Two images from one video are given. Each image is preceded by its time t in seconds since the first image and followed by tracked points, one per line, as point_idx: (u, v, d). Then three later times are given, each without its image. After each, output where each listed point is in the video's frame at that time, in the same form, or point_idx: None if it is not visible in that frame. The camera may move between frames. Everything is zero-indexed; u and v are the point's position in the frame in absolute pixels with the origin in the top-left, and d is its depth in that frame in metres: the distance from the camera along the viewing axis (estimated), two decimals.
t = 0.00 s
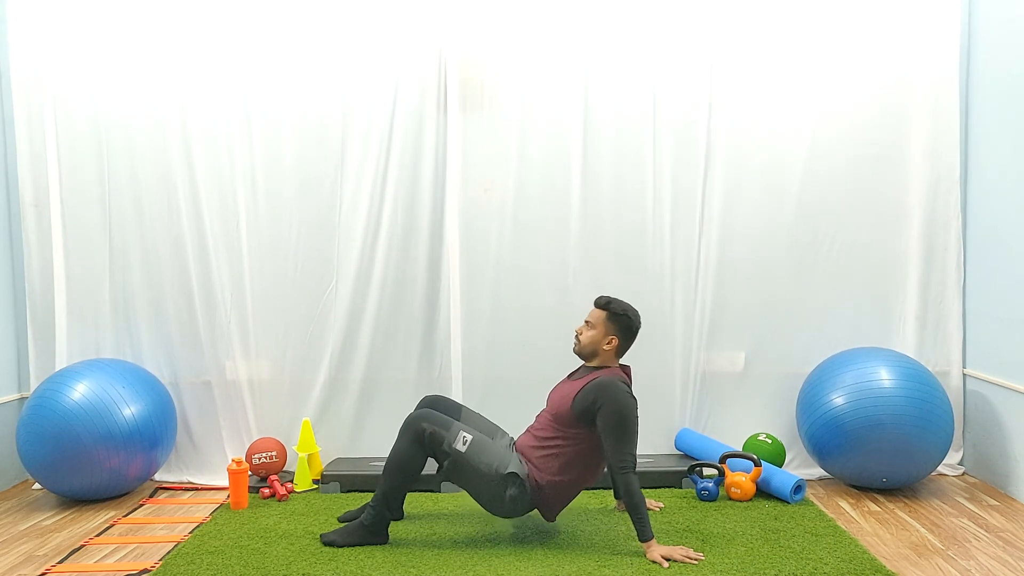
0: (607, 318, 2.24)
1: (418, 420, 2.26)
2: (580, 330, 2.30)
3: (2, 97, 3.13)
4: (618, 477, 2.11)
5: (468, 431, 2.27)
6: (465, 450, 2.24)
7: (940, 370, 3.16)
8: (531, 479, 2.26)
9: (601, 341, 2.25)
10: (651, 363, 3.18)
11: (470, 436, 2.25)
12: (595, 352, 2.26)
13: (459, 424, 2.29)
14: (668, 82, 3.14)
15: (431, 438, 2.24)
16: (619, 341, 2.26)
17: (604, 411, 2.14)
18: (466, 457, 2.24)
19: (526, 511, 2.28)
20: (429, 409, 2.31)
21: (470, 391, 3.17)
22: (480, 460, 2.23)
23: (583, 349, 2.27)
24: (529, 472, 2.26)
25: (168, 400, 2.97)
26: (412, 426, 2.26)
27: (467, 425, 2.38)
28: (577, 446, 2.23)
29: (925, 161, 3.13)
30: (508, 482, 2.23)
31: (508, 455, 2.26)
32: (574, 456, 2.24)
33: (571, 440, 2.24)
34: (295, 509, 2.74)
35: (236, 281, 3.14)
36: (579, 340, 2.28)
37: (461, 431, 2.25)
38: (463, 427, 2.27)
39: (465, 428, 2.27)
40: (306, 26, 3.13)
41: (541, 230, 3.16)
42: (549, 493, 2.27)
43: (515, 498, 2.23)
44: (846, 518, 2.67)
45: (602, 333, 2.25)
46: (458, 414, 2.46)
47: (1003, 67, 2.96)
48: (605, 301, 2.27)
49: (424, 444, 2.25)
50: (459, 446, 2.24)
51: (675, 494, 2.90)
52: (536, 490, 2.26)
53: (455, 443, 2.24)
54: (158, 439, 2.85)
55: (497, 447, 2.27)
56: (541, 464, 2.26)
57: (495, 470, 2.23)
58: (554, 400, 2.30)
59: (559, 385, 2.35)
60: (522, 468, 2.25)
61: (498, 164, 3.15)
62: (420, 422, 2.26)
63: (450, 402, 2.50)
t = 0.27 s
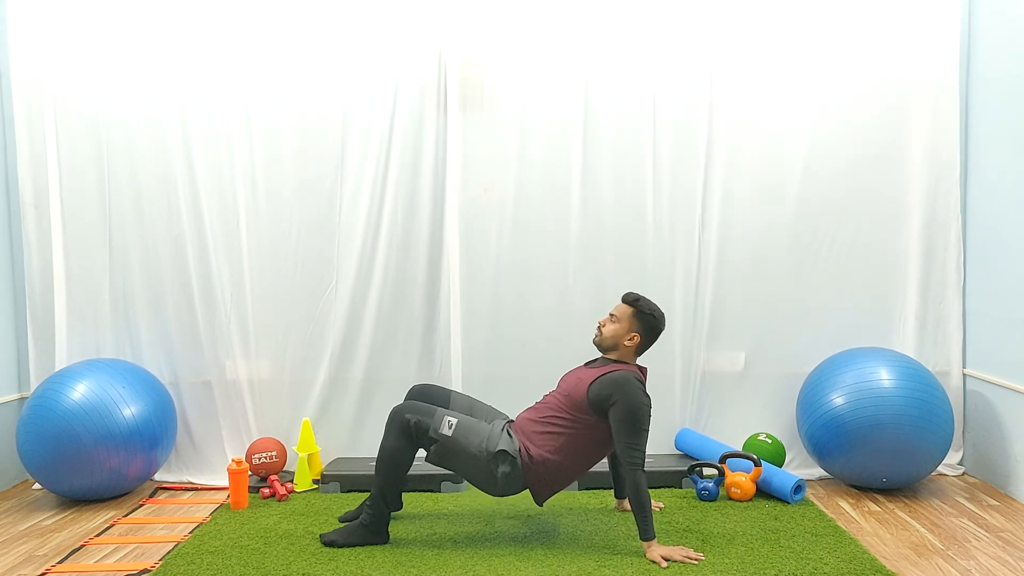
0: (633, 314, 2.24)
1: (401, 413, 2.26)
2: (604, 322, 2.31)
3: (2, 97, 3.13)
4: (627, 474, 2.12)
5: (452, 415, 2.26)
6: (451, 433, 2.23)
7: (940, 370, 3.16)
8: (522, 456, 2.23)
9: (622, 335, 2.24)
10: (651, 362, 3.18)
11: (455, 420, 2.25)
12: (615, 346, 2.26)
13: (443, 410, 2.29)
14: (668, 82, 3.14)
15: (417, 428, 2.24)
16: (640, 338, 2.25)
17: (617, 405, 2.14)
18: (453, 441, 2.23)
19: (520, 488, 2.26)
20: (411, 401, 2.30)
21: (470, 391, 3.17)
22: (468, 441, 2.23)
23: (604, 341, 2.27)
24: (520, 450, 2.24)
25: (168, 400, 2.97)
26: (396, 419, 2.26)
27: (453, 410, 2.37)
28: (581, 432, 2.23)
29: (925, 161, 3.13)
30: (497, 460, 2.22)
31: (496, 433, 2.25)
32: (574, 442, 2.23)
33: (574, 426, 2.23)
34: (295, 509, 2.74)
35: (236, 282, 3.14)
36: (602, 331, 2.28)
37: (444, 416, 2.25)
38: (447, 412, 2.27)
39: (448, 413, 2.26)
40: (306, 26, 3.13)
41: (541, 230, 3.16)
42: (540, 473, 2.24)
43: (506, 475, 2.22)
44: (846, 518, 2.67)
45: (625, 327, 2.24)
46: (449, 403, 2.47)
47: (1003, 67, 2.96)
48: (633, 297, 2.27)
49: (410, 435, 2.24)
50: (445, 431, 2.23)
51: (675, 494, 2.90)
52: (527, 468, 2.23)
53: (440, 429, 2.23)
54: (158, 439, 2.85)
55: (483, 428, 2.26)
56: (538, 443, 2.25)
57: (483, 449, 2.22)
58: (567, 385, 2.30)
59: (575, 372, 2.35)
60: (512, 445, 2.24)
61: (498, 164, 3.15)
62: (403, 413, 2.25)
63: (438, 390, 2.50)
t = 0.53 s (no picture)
0: (631, 316, 2.23)
1: (396, 412, 2.26)
2: (602, 322, 2.31)
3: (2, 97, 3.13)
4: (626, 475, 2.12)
5: (447, 415, 2.25)
6: (445, 433, 2.23)
7: (940, 370, 3.16)
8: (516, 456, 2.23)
9: (619, 337, 2.24)
10: (651, 362, 3.18)
11: (449, 420, 2.24)
12: (612, 348, 2.25)
13: (438, 409, 2.28)
14: (668, 82, 3.14)
15: (412, 428, 2.24)
16: (638, 340, 2.24)
17: (615, 405, 2.14)
18: (448, 441, 2.23)
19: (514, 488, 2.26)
20: (407, 399, 2.30)
21: (470, 391, 3.17)
22: (462, 442, 2.22)
23: (601, 342, 2.27)
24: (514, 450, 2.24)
25: (168, 400, 2.97)
26: (392, 419, 2.26)
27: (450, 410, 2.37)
28: (577, 433, 2.22)
29: (925, 161, 3.13)
30: (491, 461, 2.21)
31: (491, 434, 2.25)
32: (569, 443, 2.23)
33: (570, 427, 2.23)
34: (295, 509, 2.74)
35: (236, 282, 3.14)
36: (599, 332, 2.28)
37: (439, 416, 2.24)
38: (442, 412, 2.26)
39: (443, 412, 2.26)
40: (306, 26, 3.13)
41: (541, 230, 3.16)
42: (534, 474, 2.24)
43: (500, 476, 2.21)
44: (846, 518, 2.67)
45: (622, 329, 2.24)
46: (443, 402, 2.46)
47: (1003, 67, 2.96)
48: (632, 298, 2.26)
49: (405, 434, 2.25)
50: (439, 431, 2.23)
51: (675, 494, 2.90)
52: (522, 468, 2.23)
53: (435, 429, 2.23)
54: (158, 439, 2.85)
55: (478, 428, 2.26)
56: (534, 444, 2.24)
57: (478, 450, 2.21)
58: (564, 384, 2.30)
59: (571, 372, 2.35)
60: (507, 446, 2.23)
61: (498, 164, 3.15)
62: (398, 413, 2.25)
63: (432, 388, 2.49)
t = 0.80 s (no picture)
0: (621, 315, 2.22)
1: (394, 415, 2.25)
2: (590, 322, 2.28)
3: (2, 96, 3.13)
4: (624, 477, 2.12)
5: (445, 420, 2.25)
6: (443, 439, 2.22)
7: (940, 370, 3.16)
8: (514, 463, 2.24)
9: (611, 337, 2.22)
10: (651, 362, 3.18)
11: (448, 426, 2.24)
12: (604, 348, 2.23)
13: (436, 414, 2.27)
14: (668, 81, 3.14)
15: (410, 432, 2.23)
16: (629, 339, 2.24)
17: (610, 408, 2.14)
18: (446, 447, 2.23)
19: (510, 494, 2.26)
20: (405, 402, 2.29)
21: (470, 391, 3.17)
22: (460, 448, 2.22)
23: (593, 343, 2.25)
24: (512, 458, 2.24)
25: (168, 400, 2.97)
26: (389, 422, 2.24)
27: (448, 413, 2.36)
28: (574, 437, 2.22)
29: (925, 160, 3.13)
30: (488, 469, 2.21)
31: (489, 443, 2.24)
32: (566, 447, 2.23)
33: (566, 430, 2.22)
34: (295, 509, 2.74)
35: (236, 282, 3.14)
36: (589, 334, 2.25)
37: (438, 421, 2.24)
38: (441, 417, 2.25)
39: (442, 418, 2.25)
40: (306, 25, 3.13)
41: (541, 230, 3.16)
42: (534, 478, 2.25)
43: (496, 483, 2.21)
44: (846, 518, 2.67)
45: (613, 329, 2.22)
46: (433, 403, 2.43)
47: (1003, 66, 2.96)
48: (620, 297, 2.25)
49: (403, 438, 2.23)
50: (438, 437, 2.22)
51: (675, 494, 2.90)
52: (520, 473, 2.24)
53: (433, 434, 2.22)
54: (157, 439, 2.85)
55: (475, 434, 2.25)
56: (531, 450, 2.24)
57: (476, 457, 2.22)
58: (559, 388, 2.29)
59: (565, 374, 2.34)
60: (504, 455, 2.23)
61: (498, 164, 3.15)
62: (396, 416, 2.24)
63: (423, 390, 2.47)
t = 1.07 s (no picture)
0: (607, 310, 2.16)
1: (388, 415, 2.22)
2: (576, 318, 2.22)
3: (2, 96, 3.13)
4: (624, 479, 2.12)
5: (441, 418, 2.23)
6: (440, 438, 2.21)
7: (940, 370, 3.16)
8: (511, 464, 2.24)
9: (598, 332, 2.16)
10: (651, 362, 3.18)
11: (444, 423, 2.22)
12: (593, 345, 2.18)
13: (432, 411, 2.25)
14: (668, 81, 3.14)
15: (406, 431, 2.21)
16: (617, 333, 2.18)
17: (607, 412, 2.12)
18: (442, 445, 2.22)
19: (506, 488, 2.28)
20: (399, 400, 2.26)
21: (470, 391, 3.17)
22: (457, 446, 2.21)
23: (580, 339, 2.19)
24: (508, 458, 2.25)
25: (168, 400, 2.97)
26: (384, 422, 2.22)
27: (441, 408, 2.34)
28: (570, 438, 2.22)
29: (925, 160, 3.13)
30: (485, 466, 2.22)
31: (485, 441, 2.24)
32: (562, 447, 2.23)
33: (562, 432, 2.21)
34: (295, 509, 2.74)
35: (236, 281, 3.14)
36: (576, 330, 2.20)
37: (434, 420, 2.22)
38: (436, 415, 2.24)
39: (437, 415, 2.23)
40: (306, 25, 3.13)
41: (541, 229, 3.16)
42: (530, 477, 2.26)
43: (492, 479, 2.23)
44: (846, 518, 2.67)
45: (600, 324, 2.16)
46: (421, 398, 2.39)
47: (1003, 66, 2.96)
48: (604, 290, 2.18)
49: (398, 437, 2.21)
50: (434, 435, 2.21)
51: (675, 494, 2.90)
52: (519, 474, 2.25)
53: (429, 433, 2.21)
54: (157, 439, 2.85)
55: (471, 430, 2.24)
56: (527, 452, 2.24)
57: (473, 454, 2.21)
58: (549, 391, 2.24)
59: (552, 373, 2.29)
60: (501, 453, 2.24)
61: (499, 163, 3.15)
62: (391, 416, 2.22)
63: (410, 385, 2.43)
